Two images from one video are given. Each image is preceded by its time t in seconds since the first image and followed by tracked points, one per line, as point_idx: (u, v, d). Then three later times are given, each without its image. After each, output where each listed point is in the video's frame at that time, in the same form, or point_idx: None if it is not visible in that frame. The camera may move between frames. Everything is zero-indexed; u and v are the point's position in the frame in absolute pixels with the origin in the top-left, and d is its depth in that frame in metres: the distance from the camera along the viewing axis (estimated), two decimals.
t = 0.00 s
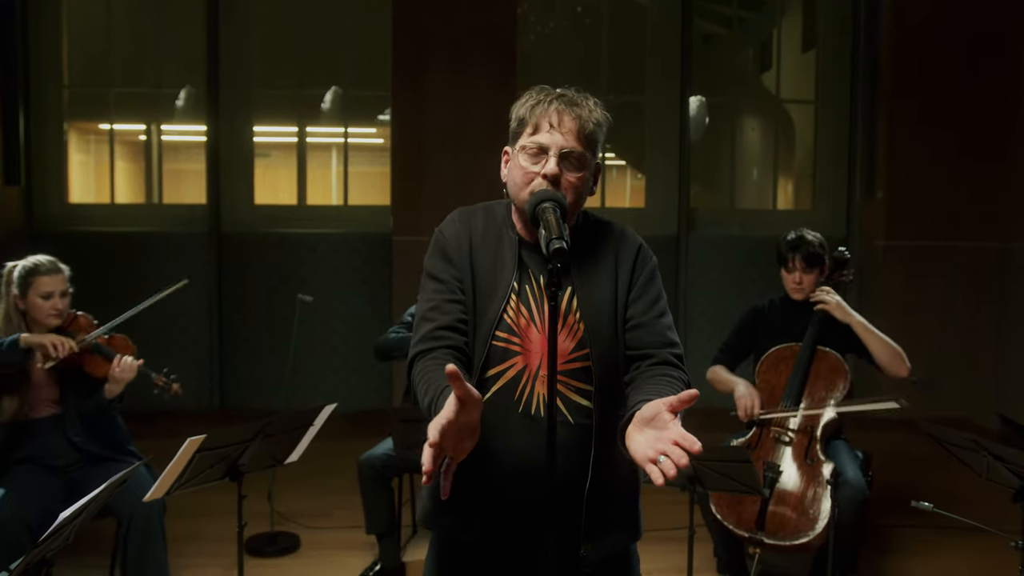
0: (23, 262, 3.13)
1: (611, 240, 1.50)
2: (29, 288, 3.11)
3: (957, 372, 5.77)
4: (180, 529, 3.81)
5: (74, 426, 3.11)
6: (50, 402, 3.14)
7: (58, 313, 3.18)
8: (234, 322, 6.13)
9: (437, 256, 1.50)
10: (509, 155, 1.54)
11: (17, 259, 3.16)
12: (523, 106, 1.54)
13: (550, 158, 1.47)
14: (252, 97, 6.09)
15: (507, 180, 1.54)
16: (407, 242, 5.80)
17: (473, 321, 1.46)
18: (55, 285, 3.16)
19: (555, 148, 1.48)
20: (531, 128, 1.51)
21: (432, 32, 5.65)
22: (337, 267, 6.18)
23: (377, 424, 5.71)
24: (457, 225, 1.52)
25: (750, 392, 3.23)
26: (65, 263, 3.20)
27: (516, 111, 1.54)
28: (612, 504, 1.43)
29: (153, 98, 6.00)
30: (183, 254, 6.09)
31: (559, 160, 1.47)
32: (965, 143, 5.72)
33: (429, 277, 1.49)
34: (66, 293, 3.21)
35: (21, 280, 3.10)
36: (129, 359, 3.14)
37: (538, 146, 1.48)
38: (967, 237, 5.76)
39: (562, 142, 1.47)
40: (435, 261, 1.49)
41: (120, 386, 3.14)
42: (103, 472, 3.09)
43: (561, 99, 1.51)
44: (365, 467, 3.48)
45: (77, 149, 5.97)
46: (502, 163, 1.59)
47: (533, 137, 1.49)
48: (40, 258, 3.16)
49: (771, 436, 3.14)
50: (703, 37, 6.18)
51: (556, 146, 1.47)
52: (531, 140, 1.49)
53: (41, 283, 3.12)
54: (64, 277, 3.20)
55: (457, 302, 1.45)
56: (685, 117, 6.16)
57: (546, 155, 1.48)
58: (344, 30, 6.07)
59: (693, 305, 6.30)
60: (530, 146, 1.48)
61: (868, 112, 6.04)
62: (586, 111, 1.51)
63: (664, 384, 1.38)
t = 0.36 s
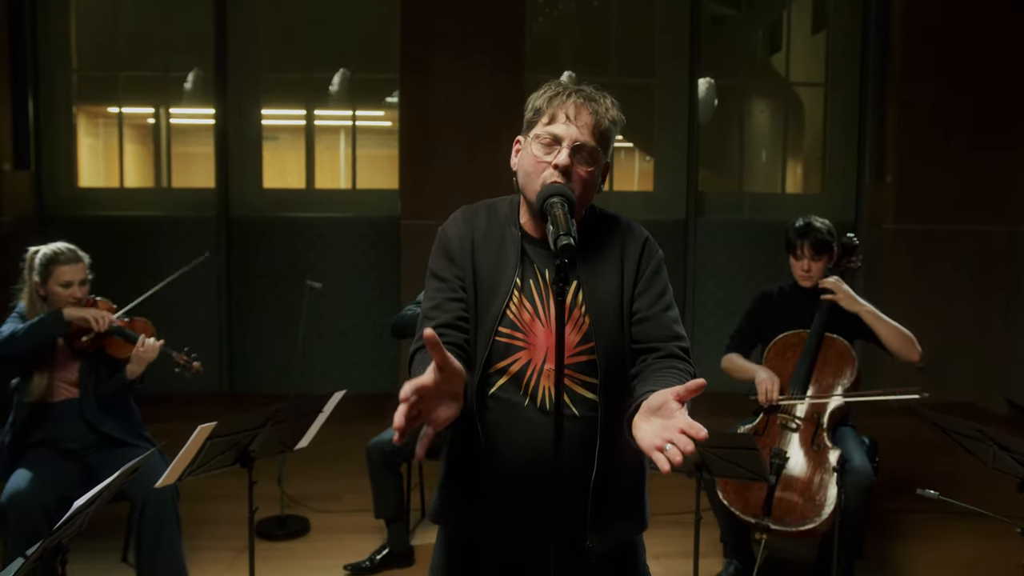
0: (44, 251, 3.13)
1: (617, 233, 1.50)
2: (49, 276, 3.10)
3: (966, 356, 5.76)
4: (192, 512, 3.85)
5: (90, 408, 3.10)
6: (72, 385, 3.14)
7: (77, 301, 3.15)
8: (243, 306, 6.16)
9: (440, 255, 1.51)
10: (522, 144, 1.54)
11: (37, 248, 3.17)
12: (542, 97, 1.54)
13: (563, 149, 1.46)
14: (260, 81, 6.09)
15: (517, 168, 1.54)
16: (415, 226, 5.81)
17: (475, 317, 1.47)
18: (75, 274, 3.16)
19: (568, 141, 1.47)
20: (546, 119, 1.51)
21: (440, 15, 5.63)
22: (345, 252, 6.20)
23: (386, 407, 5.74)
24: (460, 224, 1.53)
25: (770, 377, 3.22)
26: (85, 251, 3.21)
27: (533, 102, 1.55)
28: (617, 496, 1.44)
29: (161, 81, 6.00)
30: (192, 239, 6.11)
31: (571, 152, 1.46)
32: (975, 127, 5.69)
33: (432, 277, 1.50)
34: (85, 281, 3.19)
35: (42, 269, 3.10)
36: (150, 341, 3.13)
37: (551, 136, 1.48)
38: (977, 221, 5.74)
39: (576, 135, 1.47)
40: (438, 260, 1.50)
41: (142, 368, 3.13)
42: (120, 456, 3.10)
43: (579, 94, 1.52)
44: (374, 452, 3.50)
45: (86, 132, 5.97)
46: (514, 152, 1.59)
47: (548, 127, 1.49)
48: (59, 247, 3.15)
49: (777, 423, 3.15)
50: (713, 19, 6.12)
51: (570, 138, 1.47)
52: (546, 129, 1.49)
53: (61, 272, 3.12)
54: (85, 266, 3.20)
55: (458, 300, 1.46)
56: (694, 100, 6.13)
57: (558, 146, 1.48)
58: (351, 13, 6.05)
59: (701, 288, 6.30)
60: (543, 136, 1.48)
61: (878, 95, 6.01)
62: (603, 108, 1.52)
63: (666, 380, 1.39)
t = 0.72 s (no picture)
0: (75, 240, 3.14)
1: (622, 228, 1.51)
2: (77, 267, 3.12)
3: (974, 341, 5.76)
4: (205, 496, 3.89)
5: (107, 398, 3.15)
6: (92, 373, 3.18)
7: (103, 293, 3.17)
8: (253, 291, 6.19)
9: (448, 252, 1.52)
10: (530, 138, 1.55)
11: (67, 235, 3.18)
12: (550, 94, 1.55)
13: (571, 142, 1.47)
14: (268, 65, 6.08)
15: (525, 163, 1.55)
16: (423, 212, 5.82)
17: (482, 313, 1.48)
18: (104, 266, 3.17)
19: (577, 134, 1.48)
20: (556, 114, 1.52)
21: None
22: (354, 237, 6.21)
23: (394, 392, 5.77)
24: (467, 219, 1.54)
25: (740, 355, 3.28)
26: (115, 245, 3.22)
27: (542, 98, 1.56)
28: (623, 486, 1.46)
29: (170, 66, 5.97)
30: (201, 224, 6.13)
31: (579, 146, 1.47)
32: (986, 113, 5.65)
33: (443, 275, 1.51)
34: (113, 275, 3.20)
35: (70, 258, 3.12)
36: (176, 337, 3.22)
37: (560, 130, 1.49)
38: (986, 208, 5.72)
39: (585, 129, 1.48)
40: (446, 256, 1.51)
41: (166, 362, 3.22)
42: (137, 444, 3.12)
43: (588, 90, 1.53)
44: (383, 438, 3.53)
45: (95, 117, 6.01)
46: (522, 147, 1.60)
47: (557, 121, 1.50)
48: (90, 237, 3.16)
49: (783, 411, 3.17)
50: (722, 2, 6.07)
51: (578, 132, 1.48)
52: (555, 123, 1.50)
53: (88, 263, 3.13)
54: (114, 258, 3.21)
55: (467, 296, 1.47)
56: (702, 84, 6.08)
57: (567, 140, 1.48)
58: None
59: (709, 274, 6.31)
60: (552, 130, 1.49)
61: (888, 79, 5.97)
62: (611, 105, 1.53)
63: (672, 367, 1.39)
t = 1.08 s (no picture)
0: (89, 226, 3.13)
1: (627, 222, 1.52)
2: (91, 252, 3.12)
3: (982, 327, 5.76)
4: (215, 481, 3.93)
5: (119, 385, 3.16)
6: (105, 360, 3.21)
7: (116, 279, 3.17)
8: (261, 276, 6.22)
9: (457, 247, 1.52)
10: (535, 134, 1.53)
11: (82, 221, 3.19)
12: (553, 90, 1.54)
13: (577, 135, 1.45)
14: (275, 51, 6.08)
15: (530, 158, 1.52)
16: (431, 198, 5.82)
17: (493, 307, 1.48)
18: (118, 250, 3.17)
19: (582, 125, 1.46)
20: (559, 108, 1.50)
21: None
22: (361, 223, 6.22)
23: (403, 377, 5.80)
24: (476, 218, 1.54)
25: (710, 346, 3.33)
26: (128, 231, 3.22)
27: (544, 94, 1.54)
28: (631, 476, 1.46)
29: (177, 51, 5.98)
30: (209, 210, 6.16)
31: (585, 135, 1.45)
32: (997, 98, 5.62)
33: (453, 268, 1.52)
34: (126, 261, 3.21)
35: (85, 243, 3.12)
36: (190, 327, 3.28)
37: (566, 121, 1.47)
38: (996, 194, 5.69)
39: (591, 120, 1.46)
40: (457, 250, 1.52)
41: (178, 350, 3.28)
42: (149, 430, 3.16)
43: (590, 84, 1.52)
44: (391, 425, 3.55)
45: (103, 101, 6.02)
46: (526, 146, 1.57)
47: (562, 114, 1.48)
48: (104, 223, 3.16)
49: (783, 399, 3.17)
50: None
51: (584, 124, 1.46)
52: (561, 116, 1.48)
53: (102, 248, 3.13)
54: (127, 244, 3.21)
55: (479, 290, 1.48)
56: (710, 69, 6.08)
57: (572, 131, 1.46)
58: None
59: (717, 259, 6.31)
60: (558, 122, 1.47)
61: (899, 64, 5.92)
62: (614, 99, 1.52)
63: (678, 349, 1.38)
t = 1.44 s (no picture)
0: (100, 219, 3.15)
1: (634, 219, 1.52)
2: (101, 246, 3.14)
3: (989, 313, 5.76)
4: (226, 466, 3.97)
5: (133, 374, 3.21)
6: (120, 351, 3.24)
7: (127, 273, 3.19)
8: (270, 261, 6.25)
9: (472, 239, 1.53)
10: (539, 135, 1.53)
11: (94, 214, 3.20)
12: (551, 88, 1.53)
13: (581, 131, 1.44)
14: (283, 35, 6.07)
15: (536, 159, 1.52)
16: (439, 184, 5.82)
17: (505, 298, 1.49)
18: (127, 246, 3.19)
19: (584, 122, 1.46)
20: (559, 107, 1.50)
21: None
22: (369, 208, 6.23)
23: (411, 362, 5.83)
24: (488, 211, 1.54)
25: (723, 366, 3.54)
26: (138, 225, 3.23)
27: (543, 94, 1.54)
28: (637, 472, 1.47)
29: (185, 36, 5.97)
30: (217, 195, 6.18)
31: (588, 132, 1.45)
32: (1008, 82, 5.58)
33: (467, 260, 1.53)
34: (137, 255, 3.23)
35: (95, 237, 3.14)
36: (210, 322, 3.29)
37: (568, 121, 1.46)
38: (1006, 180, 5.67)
39: (592, 116, 1.46)
40: (472, 244, 1.53)
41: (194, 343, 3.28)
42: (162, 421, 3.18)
43: (587, 79, 1.52)
44: (399, 412, 3.57)
45: (112, 86, 6.02)
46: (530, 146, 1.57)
47: (563, 114, 1.48)
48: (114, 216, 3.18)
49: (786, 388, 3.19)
50: None
51: (586, 121, 1.46)
52: (562, 116, 1.47)
53: (111, 243, 3.15)
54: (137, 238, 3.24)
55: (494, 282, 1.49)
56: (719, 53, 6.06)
57: (575, 129, 1.46)
58: None
59: (726, 245, 6.32)
60: (560, 122, 1.46)
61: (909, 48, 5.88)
62: (613, 90, 1.51)
63: (674, 346, 1.40)
